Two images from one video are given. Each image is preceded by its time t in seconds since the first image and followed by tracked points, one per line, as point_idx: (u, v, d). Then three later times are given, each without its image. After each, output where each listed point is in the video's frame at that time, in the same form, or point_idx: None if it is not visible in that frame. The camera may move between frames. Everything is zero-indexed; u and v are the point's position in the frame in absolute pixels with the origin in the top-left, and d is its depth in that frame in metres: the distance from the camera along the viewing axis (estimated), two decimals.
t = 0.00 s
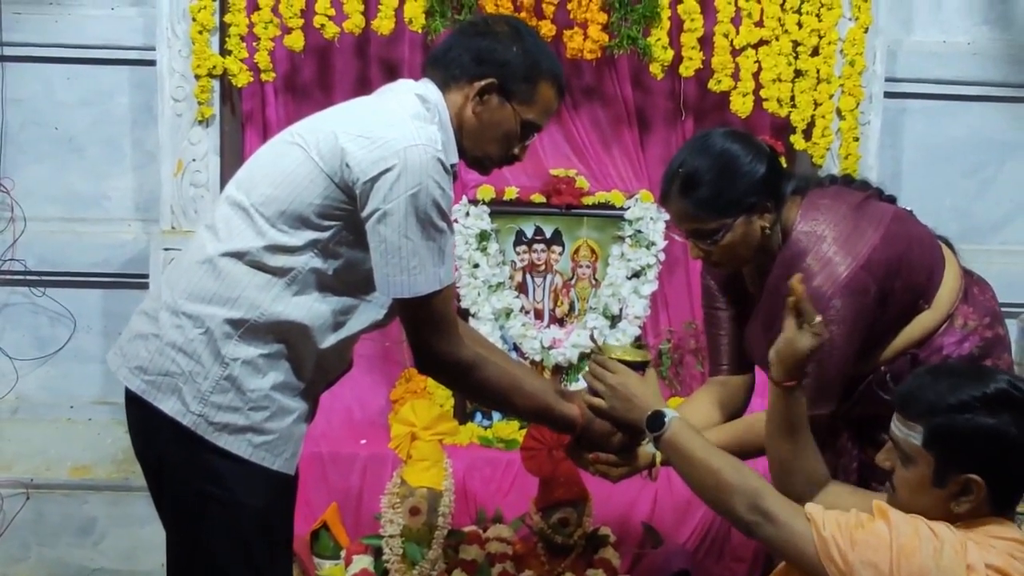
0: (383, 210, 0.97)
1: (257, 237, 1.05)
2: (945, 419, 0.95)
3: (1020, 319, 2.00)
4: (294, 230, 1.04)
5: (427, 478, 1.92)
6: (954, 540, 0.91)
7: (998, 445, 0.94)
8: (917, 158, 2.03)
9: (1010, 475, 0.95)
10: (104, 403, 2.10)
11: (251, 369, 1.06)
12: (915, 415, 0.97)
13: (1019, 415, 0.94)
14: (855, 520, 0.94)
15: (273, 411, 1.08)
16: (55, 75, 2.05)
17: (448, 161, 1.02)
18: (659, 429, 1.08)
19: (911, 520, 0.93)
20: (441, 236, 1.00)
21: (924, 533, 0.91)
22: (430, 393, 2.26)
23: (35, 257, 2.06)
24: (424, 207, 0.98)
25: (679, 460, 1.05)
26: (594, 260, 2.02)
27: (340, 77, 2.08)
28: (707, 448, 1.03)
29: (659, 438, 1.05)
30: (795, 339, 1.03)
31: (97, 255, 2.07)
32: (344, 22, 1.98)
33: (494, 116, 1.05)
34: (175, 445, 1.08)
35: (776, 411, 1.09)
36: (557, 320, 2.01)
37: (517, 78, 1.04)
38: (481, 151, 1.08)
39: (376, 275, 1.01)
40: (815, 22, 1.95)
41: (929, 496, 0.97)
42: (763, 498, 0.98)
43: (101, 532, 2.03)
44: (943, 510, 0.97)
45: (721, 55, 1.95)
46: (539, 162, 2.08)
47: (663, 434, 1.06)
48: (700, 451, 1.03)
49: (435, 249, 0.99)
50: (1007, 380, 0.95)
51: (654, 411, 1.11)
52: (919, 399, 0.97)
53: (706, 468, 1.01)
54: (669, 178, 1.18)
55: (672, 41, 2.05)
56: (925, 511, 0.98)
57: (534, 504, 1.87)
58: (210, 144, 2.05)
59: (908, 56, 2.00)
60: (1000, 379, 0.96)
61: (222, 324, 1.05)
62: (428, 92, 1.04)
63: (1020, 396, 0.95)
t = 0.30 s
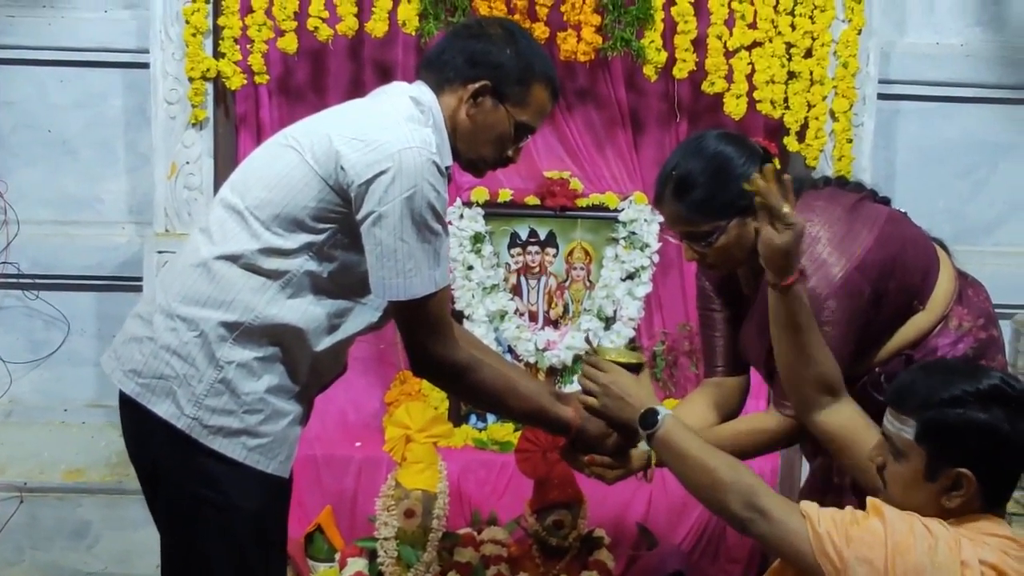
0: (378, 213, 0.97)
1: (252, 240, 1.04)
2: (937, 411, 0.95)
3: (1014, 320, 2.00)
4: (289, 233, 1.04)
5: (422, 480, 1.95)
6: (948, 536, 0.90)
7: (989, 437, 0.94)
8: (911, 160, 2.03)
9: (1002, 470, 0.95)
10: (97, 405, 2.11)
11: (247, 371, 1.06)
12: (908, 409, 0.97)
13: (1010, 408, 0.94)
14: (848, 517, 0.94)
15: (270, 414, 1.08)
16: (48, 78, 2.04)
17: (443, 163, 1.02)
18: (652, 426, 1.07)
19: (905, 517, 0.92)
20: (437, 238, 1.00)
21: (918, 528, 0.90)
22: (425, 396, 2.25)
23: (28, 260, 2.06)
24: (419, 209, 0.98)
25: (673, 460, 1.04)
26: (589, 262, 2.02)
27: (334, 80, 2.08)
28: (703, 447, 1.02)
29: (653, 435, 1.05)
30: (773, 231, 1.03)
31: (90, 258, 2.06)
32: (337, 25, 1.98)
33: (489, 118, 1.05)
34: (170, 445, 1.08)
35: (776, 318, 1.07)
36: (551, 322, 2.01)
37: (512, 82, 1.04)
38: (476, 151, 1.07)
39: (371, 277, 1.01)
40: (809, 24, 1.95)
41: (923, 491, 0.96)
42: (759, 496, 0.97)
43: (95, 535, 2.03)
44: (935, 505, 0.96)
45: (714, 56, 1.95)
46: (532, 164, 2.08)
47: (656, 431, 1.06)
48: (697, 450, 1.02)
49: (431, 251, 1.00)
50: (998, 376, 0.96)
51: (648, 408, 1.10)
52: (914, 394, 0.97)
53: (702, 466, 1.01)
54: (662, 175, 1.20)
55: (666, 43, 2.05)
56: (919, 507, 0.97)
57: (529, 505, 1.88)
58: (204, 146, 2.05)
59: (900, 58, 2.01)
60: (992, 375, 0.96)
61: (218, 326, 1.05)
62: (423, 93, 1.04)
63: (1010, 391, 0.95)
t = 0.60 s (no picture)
0: (378, 218, 1.09)
1: (259, 243, 1.15)
2: (908, 397, 1.06)
3: (983, 318, 2.11)
4: (294, 237, 1.15)
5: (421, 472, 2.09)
6: (922, 515, 1.01)
7: (958, 423, 1.05)
8: (885, 167, 2.14)
9: (970, 454, 1.06)
10: (115, 401, 2.23)
11: (253, 369, 1.17)
12: (881, 397, 1.08)
13: (975, 397, 1.06)
14: (829, 499, 1.05)
15: (279, 408, 1.20)
16: (67, 91, 2.15)
17: (439, 170, 1.13)
18: (642, 417, 1.18)
19: (883, 498, 1.03)
20: (435, 241, 1.11)
21: (895, 508, 1.01)
22: (425, 391, 2.37)
23: (49, 263, 2.17)
24: (417, 214, 1.09)
25: (664, 445, 1.15)
26: (579, 264, 2.13)
27: (338, 93, 2.20)
28: (694, 437, 1.13)
29: (643, 425, 1.16)
30: (842, 289, 1.10)
31: (107, 261, 2.18)
32: (341, 40, 2.09)
33: (488, 130, 1.16)
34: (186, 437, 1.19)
35: (798, 347, 1.16)
36: (544, 321, 2.13)
37: (506, 96, 1.15)
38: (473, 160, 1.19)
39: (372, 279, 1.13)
40: (787, 39, 2.06)
41: (898, 474, 1.08)
42: (745, 481, 1.08)
43: (112, 524, 2.14)
44: (911, 488, 1.07)
45: (698, 70, 2.06)
46: (526, 171, 2.19)
47: (646, 421, 1.17)
48: (687, 439, 1.13)
49: (428, 254, 1.11)
50: (965, 365, 1.07)
51: (640, 399, 1.21)
52: (886, 381, 1.09)
53: (693, 453, 1.12)
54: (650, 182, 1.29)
55: (652, 57, 2.16)
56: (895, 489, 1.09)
57: (523, 496, 1.98)
58: (214, 156, 2.15)
59: (873, 71, 2.12)
60: (959, 365, 1.07)
61: (225, 327, 1.16)
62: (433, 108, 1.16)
63: (975, 379, 1.06)
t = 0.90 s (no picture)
0: (382, 223, 1.23)
1: (271, 247, 1.29)
2: (891, 383, 1.18)
3: (951, 316, 2.26)
4: (304, 240, 1.29)
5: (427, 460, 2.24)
6: (905, 495, 1.12)
7: (938, 409, 1.16)
8: (860, 175, 2.29)
9: (945, 439, 1.17)
10: (139, 395, 2.38)
11: (268, 363, 1.30)
12: (866, 384, 1.19)
13: (954, 388, 1.17)
14: (819, 479, 1.13)
15: (293, 399, 1.33)
16: (95, 105, 2.30)
17: (438, 177, 1.27)
18: (639, 397, 1.26)
19: (870, 479, 1.12)
20: (435, 244, 1.26)
21: (882, 489, 1.11)
22: (429, 384, 2.53)
23: (76, 265, 2.31)
24: (418, 219, 1.23)
25: (663, 427, 1.22)
26: (574, 266, 2.28)
27: (348, 106, 2.35)
28: (690, 420, 1.21)
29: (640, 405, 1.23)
30: (853, 293, 1.25)
31: (132, 263, 2.32)
32: (350, 57, 2.24)
33: (485, 141, 1.29)
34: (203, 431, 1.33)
35: (803, 343, 1.30)
36: (541, 319, 2.28)
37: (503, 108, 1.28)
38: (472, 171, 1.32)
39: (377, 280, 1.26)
40: (767, 55, 2.21)
41: (880, 456, 1.19)
42: (735, 461, 1.15)
43: (137, 510, 2.29)
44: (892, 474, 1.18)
45: (684, 84, 2.21)
46: (523, 179, 2.35)
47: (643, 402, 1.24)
48: (683, 422, 1.21)
49: (428, 258, 1.25)
50: (943, 357, 1.19)
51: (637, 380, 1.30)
52: (871, 370, 1.20)
53: (687, 433, 1.19)
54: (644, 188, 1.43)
55: (641, 72, 2.31)
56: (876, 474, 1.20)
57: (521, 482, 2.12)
58: (232, 165, 2.31)
59: (849, 85, 2.26)
60: (938, 357, 1.19)
61: (241, 325, 1.30)
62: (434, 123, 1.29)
63: (954, 370, 1.18)
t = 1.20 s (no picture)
0: (390, 226, 1.42)
1: (288, 250, 1.49)
2: (889, 372, 1.25)
3: (915, 312, 2.46)
4: (318, 244, 1.48)
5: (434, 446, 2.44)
6: (915, 477, 1.16)
7: (934, 396, 1.24)
8: (832, 182, 2.49)
9: (938, 423, 1.25)
10: (171, 386, 2.59)
11: (285, 357, 1.50)
12: (864, 373, 1.27)
13: (948, 376, 1.26)
14: (832, 468, 1.15)
15: (309, 387, 1.53)
16: (129, 120, 2.51)
17: (442, 185, 1.46)
18: (659, 388, 1.25)
19: (881, 467, 1.16)
20: (439, 245, 1.45)
21: (894, 473, 1.15)
22: (437, 375, 2.73)
23: (112, 267, 2.51)
24: (422, 223, 1.42)
25: (681, 427, 1.22)
26: (570, 267, 2.47)
27: (361, 120, 2.56)
28: (706, 420, 1.20)
29: (661, 397, 1.23)
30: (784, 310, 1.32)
31: (163, 265, 2.52)
32: (364, 75, 2.44)
33: (484, 151, 1.48)
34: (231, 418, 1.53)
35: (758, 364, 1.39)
36: (539, 316, 2.48)
37: (498, 120, 1.46)
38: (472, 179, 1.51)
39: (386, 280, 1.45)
40: (747, 73, 2.40)
41: (879, 441, 1.26)
42: (749, 458, 1.16)
43: (168, 492, 2.49)
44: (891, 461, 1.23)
45: (671, 100, 2.40)
46: (522, 186, 2.55)
47: (663, 394, 1.24)
48: (700, 422, 1.20)
49: (432, 258, 1.44)
50: (933, 349, 1.28)
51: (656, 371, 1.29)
52: (869, 360, 1.28)
53: (704, 436, 1.19)
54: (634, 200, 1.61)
55: (631, 88, 2.50)
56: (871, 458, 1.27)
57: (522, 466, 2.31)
58: (255, 174, 2.52)
59: (822, 101, 2.46)
60: (929, 349, 1.28)
61: (260, 322, 1.50)
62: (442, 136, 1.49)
63: (945, 360, 1.27)
